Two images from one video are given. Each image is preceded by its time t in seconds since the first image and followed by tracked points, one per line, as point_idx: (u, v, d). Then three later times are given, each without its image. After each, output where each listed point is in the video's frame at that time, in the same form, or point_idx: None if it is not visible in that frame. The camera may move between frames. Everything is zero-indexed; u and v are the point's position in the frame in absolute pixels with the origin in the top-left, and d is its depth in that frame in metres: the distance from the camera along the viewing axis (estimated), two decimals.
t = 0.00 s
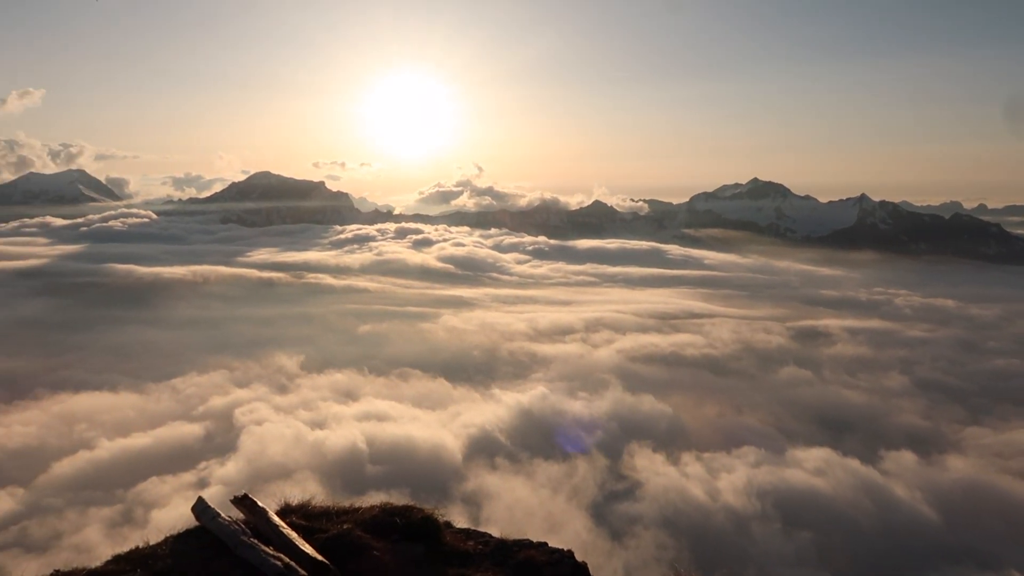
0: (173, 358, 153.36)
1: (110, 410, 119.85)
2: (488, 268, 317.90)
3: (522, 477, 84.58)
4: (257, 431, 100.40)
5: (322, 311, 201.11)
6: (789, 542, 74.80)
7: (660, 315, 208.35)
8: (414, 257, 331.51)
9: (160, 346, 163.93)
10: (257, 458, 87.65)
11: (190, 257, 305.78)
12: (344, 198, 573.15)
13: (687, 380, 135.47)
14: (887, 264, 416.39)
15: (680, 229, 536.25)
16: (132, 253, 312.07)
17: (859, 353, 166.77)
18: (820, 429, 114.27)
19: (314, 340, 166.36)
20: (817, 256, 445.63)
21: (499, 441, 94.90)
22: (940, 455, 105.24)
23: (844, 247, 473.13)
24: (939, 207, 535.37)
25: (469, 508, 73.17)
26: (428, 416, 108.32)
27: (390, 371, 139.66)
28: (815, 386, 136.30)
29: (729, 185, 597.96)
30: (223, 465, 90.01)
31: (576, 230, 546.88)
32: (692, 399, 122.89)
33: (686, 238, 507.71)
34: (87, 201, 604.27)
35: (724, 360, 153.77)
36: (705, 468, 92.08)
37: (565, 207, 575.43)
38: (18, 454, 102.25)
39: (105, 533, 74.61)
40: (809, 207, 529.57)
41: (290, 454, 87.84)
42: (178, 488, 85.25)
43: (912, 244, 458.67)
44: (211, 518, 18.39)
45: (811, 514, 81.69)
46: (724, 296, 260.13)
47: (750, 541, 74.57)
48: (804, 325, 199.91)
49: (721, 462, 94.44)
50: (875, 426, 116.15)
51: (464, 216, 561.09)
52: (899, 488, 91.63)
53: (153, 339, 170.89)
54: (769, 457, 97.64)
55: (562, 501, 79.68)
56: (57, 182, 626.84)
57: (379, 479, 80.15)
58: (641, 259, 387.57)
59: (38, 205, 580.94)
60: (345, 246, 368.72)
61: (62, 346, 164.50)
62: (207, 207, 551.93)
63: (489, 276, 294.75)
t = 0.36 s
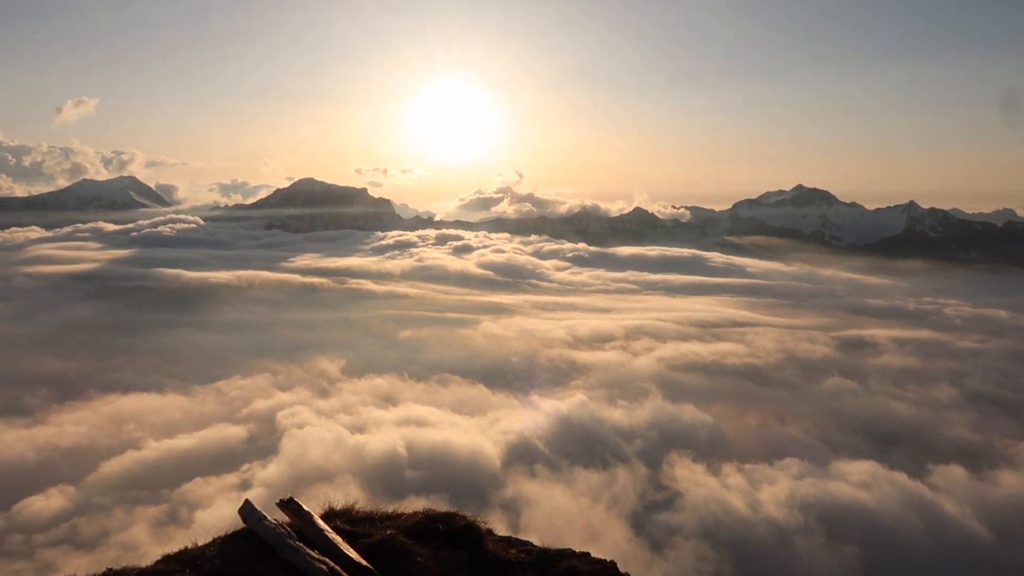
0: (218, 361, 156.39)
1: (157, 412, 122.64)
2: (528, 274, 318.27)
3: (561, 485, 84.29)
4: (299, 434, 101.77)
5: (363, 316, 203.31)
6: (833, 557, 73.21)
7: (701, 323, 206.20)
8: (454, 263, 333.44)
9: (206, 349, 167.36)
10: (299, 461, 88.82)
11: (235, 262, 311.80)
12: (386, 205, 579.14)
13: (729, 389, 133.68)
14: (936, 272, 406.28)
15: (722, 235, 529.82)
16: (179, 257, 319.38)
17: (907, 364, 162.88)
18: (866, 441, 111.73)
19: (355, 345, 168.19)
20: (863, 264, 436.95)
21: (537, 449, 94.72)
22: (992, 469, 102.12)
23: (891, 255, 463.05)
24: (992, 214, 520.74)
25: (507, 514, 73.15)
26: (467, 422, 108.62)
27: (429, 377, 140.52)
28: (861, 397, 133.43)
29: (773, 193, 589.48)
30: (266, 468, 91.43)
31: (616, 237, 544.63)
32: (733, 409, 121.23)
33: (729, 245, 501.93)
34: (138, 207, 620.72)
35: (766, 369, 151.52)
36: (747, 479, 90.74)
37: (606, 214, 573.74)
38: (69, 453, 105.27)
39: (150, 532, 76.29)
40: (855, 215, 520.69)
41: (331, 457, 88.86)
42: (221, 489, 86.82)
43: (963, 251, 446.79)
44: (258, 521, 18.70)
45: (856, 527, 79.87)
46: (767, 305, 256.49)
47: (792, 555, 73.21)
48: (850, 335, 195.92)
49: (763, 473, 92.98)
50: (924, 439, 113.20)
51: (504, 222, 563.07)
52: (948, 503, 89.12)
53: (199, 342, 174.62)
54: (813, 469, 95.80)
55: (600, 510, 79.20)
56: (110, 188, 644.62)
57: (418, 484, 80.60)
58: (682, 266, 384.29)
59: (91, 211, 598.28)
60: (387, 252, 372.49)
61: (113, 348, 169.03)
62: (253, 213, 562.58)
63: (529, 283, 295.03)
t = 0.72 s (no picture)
0: (281, 372, 160.02)
1: (222, 421, 125.95)
2: (586, 290, 317.25)
3: (618, 504, 83.23)
4: (357, 446, 103.14)
5: (422, 330, 205.43)
6: None
7: (762, 342, 202.02)
8: (512, 279, 334.83)
9: (270, 361, 171.46)
10: (357, 473, 89.90)
11: (299, 276, 319.55)
12: (445, 220, 585.63)
13: (791, 410, 130.37)
14: (1013, 292, 389.91)
15: (785, 252, 519.56)
16: (246, 271, 329.05)
17: (981, 387, 156.24)
18: (937, 467, 107.25)
19: (413, 359, 169.95)
20: (933, 283, 422.19)
21: (594, 467, 93.90)
22: None
23: (964, 273, 446.56)
24: None
25: (563, 532, 72.57)
26: (524, 438, 108.39)
27: (486, 392, 140.84)
28: (932, 421, 128.32)
29: (838, 210, 576.25)
30: (325, 479, 92.83)
31: (676, 253, 538.92)
32: (796, 431, 118.05)
33: (792, 262, 491.61)
34: (208, 222, 642.02)
35: (831, 390, 147.39)
36: (810, 503, 88.08)
37: (666, 231, 569.01)
38: (139, 460, 108.94)
39: (213, 539, 78.24)
40: (925, 232, 505.63)
41: (389, 470, 89.75)
42: (282, 498, 88.52)
43: None
44: (323, 532, 19.10)
45: (927, 557, 76.55)
46: (832, 324, 249.72)
47: None
48: (920, 356, 189.20)
49: (828, 498, 90.09)
50: (999, 466, 108.05)
51: (562, 238, 563.34)
52: None
53: (263, 353, 179.07)
54: (881, 495, 92.41)
55: (659, 531, 77.88)
56: (182, 204, 668.25)
57: (475, 499, 80.71)
58: (744, 283, 377.80)
59: (164, 226, 620.88)
60: (445, 267, 376.18)
61: (182, 358, 174.67)
62: (316, 229, 576.14)
63: (587, 299, 293.91)
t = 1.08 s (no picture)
0: (339, 374, 162.84)
1: (282, 421, 128.78)
2: (642, 296, 314.72)
3: (673, 512, 82.15)
4: (413, 449, 104.15)
5: (477, 334, 206.75)
6: None
7: (824, 350, 197.16)
8: (567, 284, 334.39)
9: (328, 363, 174.65)
10: (412, 475, 90.85)
11: (357, 280, 325.04)
12: (502, 226, 588.50)
13: (854, 420, 126.79)
14: None
15: (849, 258, 506.37)
16: (306, 275, 336.08)
17: None
18: (1011, 482, 102.79)
19: (468, 363, 171.00)
20: (1006, 290, 405.87)
21: (649, 474, 93.00)
22: None
23: None
24: None
25: (617, 539, 71.93)
26: (578, 444, 107.98)
27: (540, 397, 140.74)
28: (1005, 434, 123.19)
29: (904, 214, 560.49)
30: (381, 480, 94.01)
31: (734, 258, 530.78)
32: (859, 442, 114.71)
33: (856, 268, 478.80)
34: (270, 227, 658.55)
35: (896, 400, 143.01)
36: (874, 517, 85.44)
37: (724, 236, 561.25)
38: (203, 458, 112.21)
39: (272, 537, 80.01)
40: (998, 238, 487.25)
41: (443, 473, 90.40)
42: (338, 499, 90.03)
43: None
44: (383, 533, 20.20)
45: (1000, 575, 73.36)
46: (898, 332, 242.22)
47: None
48: (992, 366, 182.03)
49: (892, 512, 87.24)
50: None
51: (618, 244, 560.62)
52: None
53: (322, 356, 182.60)
54: (949, 510, 89.02)
55: (715, 541, 76.56)
56: (245, 210, 686.47)
57: (529, 504, 80.67)
58: (805, 290, 369.44)
59: (228, 231, 638.95)
60: (501, 272, 377.79)
61: (244, 359, 179.37)
62: (375, 234, 585.12)
63: (643, 305, 291.37)
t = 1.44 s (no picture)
0: (384, 377, 164.44)
1: (329, 422, 130.56)
2: (688, 301, 311.50)
3: (719, 521, 80.90)
4: (456, 452, 104.53)
5: (521, 338, 206.94)
6: None
7: (877, 357, 192.40)
8: (612, 288, 332.78)
9: (374, 365, 176.52)
10: (456, 478, 91.20)
11: (403, 283, 328.20)
12: (547, 229, 588.59)
13: (908, 430, 123.46)
14: None
15: (903, 263, 493.41)
16: (353, 278, 340.72)
17: None
18: None
19: (512, 367, 171.27)
20: None
21: (694, 481, 91.83)
22: None
23: None
24: None
25: (662, 546, 71.11)
26: (622, 449, 107.17)
27: (585, 401, 140.07)
28: None
29: (962, 218, 544.32)
30: (425, 483, 94.55)
31: (783, 263, 522.13)
32: (914, 452, 111.51)
33: (910, 273, 466.73)
34: (319, 231, 669.25)
35: (953, 410, 138.78)
36: (928, 529, 82.87)
37: (773, 240, 552.95)
38: (251, 457, 114.38)
39: (318, 536, 81.14)
40: None
41: (486, 476, 90.56)
42: (383, 500, 90.88)
43: None
44: (431, 536, 20.92)
45: None
46: (954, 339, 235.07)
47: None
48: None
49: (948, 525, 84.49)
50: None
51: (665, 248, 556.28)
52: None
53: (368, 358, 184.75)
54: (1010, 524, 85.82)
55: (763, 551, 75.11)
56: (294, 213, 698.56)
57: (572, 509, 80.31)
58: (857, 295, 361.43)
59: (277, 235, 650.55)
60: (546, 276, 377.64)
61: (293, 361, 182.33)
62: (421, 237, 590.15)
63: (689, 310, 288.22)
